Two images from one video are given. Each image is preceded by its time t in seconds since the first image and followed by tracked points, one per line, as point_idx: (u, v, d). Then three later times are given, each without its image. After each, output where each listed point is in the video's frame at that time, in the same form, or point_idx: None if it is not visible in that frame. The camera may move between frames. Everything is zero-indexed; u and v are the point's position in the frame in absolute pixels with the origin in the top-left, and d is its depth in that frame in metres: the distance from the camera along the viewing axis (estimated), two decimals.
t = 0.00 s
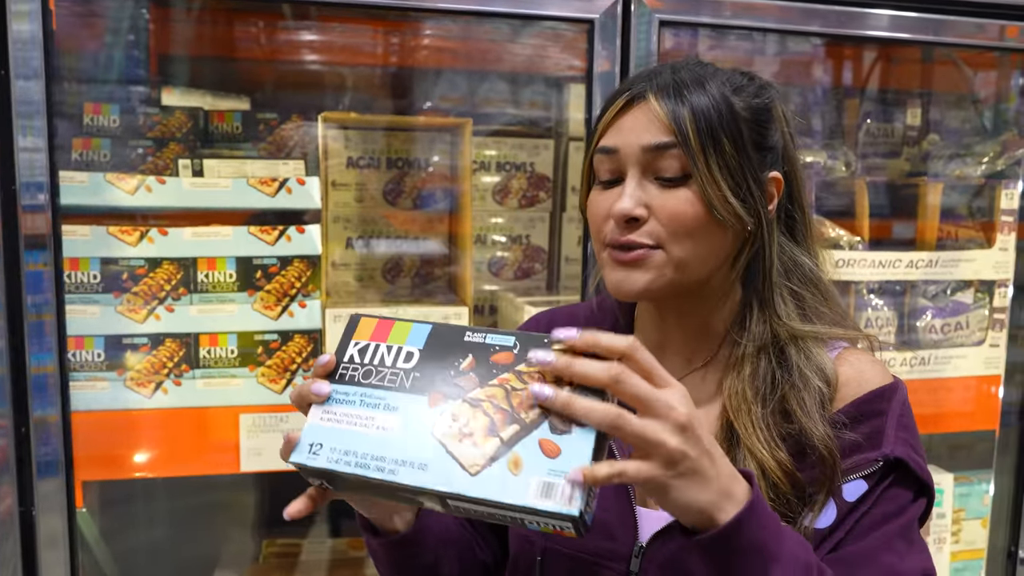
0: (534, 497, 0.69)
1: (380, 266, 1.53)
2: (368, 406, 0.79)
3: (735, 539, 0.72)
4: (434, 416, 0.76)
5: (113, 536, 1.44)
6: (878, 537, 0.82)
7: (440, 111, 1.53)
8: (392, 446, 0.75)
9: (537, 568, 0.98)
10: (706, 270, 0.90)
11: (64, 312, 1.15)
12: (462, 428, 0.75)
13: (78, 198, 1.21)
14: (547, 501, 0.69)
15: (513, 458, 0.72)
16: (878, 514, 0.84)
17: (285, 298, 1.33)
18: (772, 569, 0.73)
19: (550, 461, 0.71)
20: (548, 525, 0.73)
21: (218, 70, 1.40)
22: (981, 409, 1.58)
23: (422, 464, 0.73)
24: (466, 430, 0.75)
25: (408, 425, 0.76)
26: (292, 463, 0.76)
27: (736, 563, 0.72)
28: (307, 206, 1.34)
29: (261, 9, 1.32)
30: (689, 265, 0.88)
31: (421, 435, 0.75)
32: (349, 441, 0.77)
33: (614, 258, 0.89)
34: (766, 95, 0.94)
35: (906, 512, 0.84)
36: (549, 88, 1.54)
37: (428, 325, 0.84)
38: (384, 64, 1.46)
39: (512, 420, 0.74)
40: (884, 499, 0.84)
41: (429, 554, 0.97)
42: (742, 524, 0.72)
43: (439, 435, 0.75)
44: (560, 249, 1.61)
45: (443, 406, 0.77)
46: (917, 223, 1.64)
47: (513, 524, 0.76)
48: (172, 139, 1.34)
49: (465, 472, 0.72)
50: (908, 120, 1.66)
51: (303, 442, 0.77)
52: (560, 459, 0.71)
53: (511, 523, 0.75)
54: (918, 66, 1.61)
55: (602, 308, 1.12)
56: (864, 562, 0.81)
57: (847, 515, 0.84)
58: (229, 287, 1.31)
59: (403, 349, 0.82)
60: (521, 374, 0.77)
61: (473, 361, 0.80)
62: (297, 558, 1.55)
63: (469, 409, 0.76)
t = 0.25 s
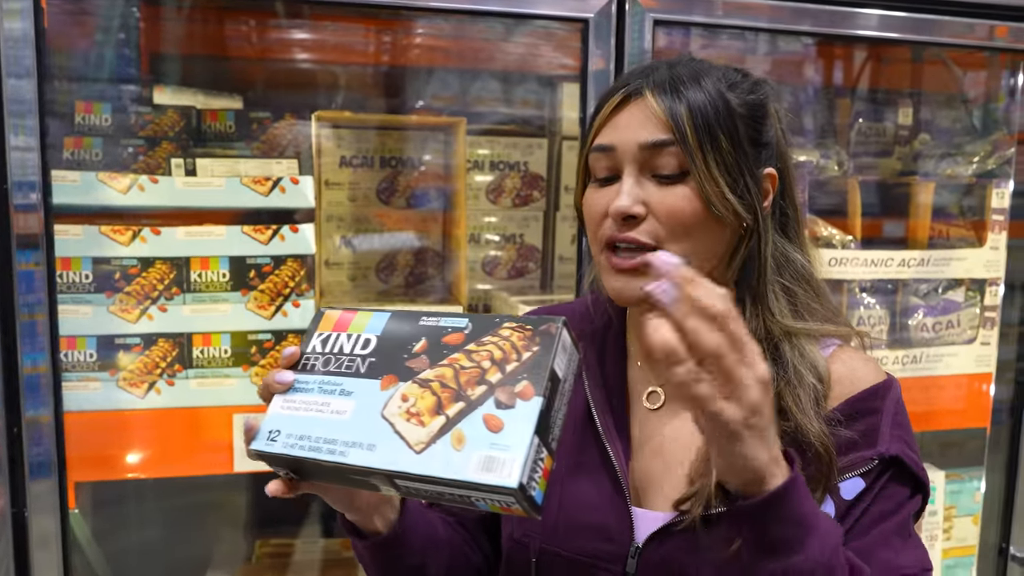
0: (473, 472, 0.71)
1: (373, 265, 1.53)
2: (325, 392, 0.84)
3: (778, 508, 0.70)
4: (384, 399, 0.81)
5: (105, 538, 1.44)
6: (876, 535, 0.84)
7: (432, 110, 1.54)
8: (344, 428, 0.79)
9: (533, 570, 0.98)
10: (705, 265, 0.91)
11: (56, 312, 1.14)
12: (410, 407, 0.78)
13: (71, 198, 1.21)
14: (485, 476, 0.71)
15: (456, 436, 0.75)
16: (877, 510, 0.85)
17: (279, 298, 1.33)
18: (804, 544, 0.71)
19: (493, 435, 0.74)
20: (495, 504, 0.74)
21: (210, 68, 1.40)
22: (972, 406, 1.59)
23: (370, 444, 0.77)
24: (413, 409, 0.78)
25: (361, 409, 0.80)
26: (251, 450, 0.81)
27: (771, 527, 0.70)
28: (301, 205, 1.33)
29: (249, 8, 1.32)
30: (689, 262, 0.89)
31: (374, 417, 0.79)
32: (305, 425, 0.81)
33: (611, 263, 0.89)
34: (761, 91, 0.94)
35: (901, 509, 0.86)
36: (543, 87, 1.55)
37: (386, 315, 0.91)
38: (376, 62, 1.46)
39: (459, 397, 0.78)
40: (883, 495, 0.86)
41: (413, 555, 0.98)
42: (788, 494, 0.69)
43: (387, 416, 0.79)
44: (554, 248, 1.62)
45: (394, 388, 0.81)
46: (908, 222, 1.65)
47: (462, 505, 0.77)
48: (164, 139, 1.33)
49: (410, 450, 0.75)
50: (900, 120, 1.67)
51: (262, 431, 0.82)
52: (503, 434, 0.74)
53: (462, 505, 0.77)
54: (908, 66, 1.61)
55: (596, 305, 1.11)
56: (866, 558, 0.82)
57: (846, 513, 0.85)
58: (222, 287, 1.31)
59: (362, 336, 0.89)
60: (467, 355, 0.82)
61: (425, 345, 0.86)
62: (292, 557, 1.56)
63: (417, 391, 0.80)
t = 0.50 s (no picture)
0: (454, 480, 0.72)
1: (365, 262, 1.53)
2: (305, 398, 0.84)
3: (853, 531, 0.68)
4: (364, 406, 0.81)
5: (94, 539, 1.43)
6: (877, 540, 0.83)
7: (421, 108, 1.54)
8: (325, 433, 0.80)
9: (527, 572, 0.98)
10: (702, 258, 0.91)
11: (46, 310, 1.14)
12: (391, 413, 0.80)
13: (60, 196, 1.20)
14: (466, 483, 0.72)
15: (436, 442, 0.76)
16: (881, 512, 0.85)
17: (270, 296, 1.32)
18: (877, 565, 0.70)
19: (472, 443, 0.75)
20: (474, 510, 0.76)
21: (196, 65, 1.39)
22: (956, 403, 1.61)
23: (350, 452, 0.77)
24: (393, 415, 0.79)
25: (341, 416, 0.81)
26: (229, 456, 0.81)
27: (847, 550, 0.69)
28: (291, 203, 1.33)
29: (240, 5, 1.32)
30: (686, 254, 0.89)
31: (354, 423, 0.80)
32: (285, 431, 0.82)
33: (609, 260, 0.91)
34: (748, 83, 0.94)
35: (897, 513, 0.85)
36: (537, 87, 1.57)
37: (366, 321, 0.91)
38: (364, 60, 1.46)
39: (439, 404, 0.79)
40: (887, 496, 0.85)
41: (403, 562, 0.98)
42: (865, 515, 0.68)
43: (367, 423, 0.80)
44: (545, 246, 1.63)
45: (374, 394, 0.82)
46: (895, 220, 1.66)
47: (443, 512, 0.79)
48: (154, 136, 1.32)
49: (391, 456, 0.76)
50: (888, 119, 1.69)
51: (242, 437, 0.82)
52: (482, 442, 0.75)
53: (443, 509, 0.78)
54: (895, 65, 1.63)
55: (588, 306, 1.11)
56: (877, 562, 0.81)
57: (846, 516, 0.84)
58: (213, 286, 1.30)
59: (341, 342, 0.89)
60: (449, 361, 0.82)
61: (405, 351, 0.86)
62: (281, 556, 1.56)
63: (398, 396, 0.80)
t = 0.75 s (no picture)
0: (471, 476, 0.73)
1: (362, 261, 1.53)
2: (311, 400, 0.84)
3: (745, 529, 0.76)
4: (375, 406, 0.82)
5: (90, 539, 1.44)
6: (873, 542, 0.86)
7: (414, 106, 1.54)
8: (335, 435, 0.80)
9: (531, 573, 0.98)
10: (706, 266, 0.92)
11: (43, 309, 1.13)
12: (402, 412, 0.80)
13: (56, 195, 1.20)
14: (482, 480, 0.72)
15: (451, 440, 0.76)
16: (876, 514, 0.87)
17: (266, 296, 1.32)
18: (782, 563, 0.76)
19: (488, 439, 0.76)
20: (490, 508, 0.76)
21: (189, 63, 1.40)
22: (947, 401, 1.62)
23: (362, 452, 0.78)
24: (405, 415, 0.80)
25: (349, 417, 0.81)
26: (235, 460, 0.82)
27: (741, 549, 0.76)
28: (288, 203, 1.33)
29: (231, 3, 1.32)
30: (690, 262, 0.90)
31: (365, 422, 0.80)
32: (293, 434, 0.82)
33: (615, 266, 0.91)
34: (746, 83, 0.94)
35: (897, 513, 0.88)
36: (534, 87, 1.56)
37: (371, 322, 0.92)
38: (358, 58, 1.46)
39: (450, 402, 0.79)
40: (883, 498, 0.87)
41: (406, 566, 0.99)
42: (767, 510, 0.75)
43: (378, 422, 0.80)
44: (540, 245, 1.63)
45: (384, 394, 0.82)
46: (887, 220, 1.67)
47: (457, 511, 0.79)
48: (149, 135, 1.32)
49: (404, 455, 0.76)
50: (880, 119, 1.70)
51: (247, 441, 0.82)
52: (498, 438, 0.75)
53: (457, 509, 0.79)
54: (885, 65, 1.64)
55: (590, 306, 1.12)
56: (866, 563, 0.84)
57: (843, 516, 0.86)
58: (209, 285, 1.30)
59: (347, 342, 0.90)
60: (459, 358, 0.83)
61: (414, 350, 0.86)
62: (278, 556, 1.56)
63: (409, 396, 0.81)
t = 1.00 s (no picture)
0: (469, 474, 0.73)
1: (359, 260, 1.53)
2: (308, 404, 0.85)
3: (756, 526, 0.76)
4: (370, 408, 0.82)
5: (87, 537, 1.43)
6: (881, 539, 0.87)
7: (410, 105, 1.56)
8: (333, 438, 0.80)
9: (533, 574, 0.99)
10: (710, 264, 0.92)
11: (43, 309, 1.13)
12: (398, 413, 0.80)
13: (54, 194, 1.20)
14: (478, 476, 0.73)
15: (447, 439, 0.77)
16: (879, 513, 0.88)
17: (265, 295, 1.32)
18: (790, 560, 0.77)
19: (485, 437, 0.76)
20: (489, 505, 0.76)
21: (181, 62, 1.41)
22: (940, 398, 1.63)
23: (359, 454, 0.78)
24: (401, 415, 0.80)
25: (346, 421, 0.82)
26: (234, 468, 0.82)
27: (751, 547, 0.77)
28: (286, 202, 1.32)
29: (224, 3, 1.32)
30: (693, 259, 0.90)
31: (361, 424, 0.81)
32: (292, 438, 0.82)
33: (614, 261, 0.91)
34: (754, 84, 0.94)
35: (904, 510, 0.88)
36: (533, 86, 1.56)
37: (365, 326, 0.92)
38: (350, 57, 1.47)
39: (447, 401, 0.80)
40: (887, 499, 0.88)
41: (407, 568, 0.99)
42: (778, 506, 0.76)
43: (374, 424, 0.80)
44: (537, 244, 1.64)
45: (380, 396, 0.83)
46: (882, 218, 1.69)
47: (456, 509, 0.79)
48: (147, 135, 1.32)
49: (402, 455, 0.77)
50: (875, 117, 1.71)
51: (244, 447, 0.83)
52: (496, 435, 0.76)
53: (455, 508, 0.79)
54: (878, 64, 1.65)
55: (589, 306, 1.12)
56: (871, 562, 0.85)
57: (849, 514, 0.88)
58: (209, 285, 1.30)
59: (343, 347, 0.90)
60: (455, 359, 0.83)
61: (410, 352, 0.87)
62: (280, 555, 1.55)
63: (404, 397, 0.81)
